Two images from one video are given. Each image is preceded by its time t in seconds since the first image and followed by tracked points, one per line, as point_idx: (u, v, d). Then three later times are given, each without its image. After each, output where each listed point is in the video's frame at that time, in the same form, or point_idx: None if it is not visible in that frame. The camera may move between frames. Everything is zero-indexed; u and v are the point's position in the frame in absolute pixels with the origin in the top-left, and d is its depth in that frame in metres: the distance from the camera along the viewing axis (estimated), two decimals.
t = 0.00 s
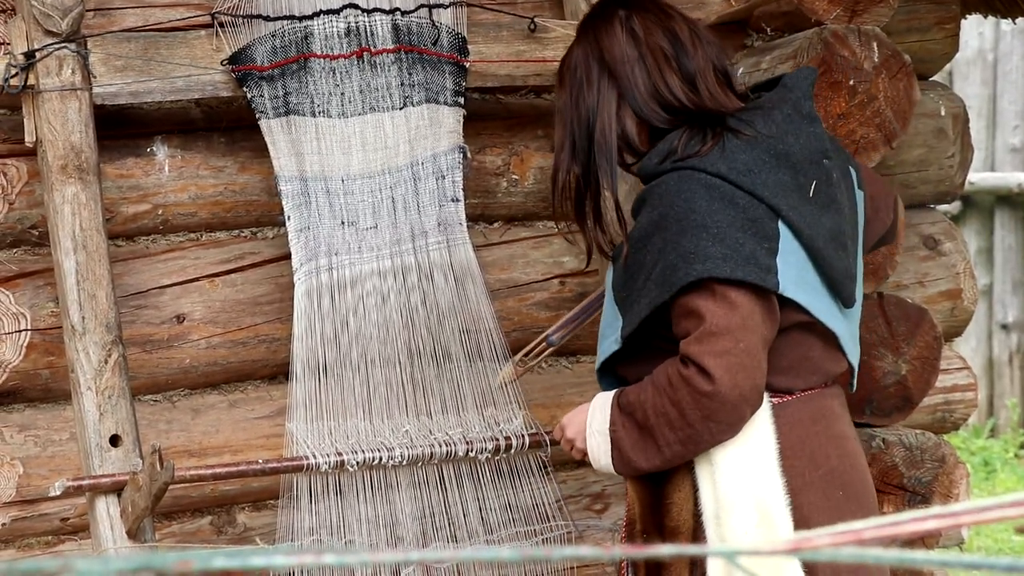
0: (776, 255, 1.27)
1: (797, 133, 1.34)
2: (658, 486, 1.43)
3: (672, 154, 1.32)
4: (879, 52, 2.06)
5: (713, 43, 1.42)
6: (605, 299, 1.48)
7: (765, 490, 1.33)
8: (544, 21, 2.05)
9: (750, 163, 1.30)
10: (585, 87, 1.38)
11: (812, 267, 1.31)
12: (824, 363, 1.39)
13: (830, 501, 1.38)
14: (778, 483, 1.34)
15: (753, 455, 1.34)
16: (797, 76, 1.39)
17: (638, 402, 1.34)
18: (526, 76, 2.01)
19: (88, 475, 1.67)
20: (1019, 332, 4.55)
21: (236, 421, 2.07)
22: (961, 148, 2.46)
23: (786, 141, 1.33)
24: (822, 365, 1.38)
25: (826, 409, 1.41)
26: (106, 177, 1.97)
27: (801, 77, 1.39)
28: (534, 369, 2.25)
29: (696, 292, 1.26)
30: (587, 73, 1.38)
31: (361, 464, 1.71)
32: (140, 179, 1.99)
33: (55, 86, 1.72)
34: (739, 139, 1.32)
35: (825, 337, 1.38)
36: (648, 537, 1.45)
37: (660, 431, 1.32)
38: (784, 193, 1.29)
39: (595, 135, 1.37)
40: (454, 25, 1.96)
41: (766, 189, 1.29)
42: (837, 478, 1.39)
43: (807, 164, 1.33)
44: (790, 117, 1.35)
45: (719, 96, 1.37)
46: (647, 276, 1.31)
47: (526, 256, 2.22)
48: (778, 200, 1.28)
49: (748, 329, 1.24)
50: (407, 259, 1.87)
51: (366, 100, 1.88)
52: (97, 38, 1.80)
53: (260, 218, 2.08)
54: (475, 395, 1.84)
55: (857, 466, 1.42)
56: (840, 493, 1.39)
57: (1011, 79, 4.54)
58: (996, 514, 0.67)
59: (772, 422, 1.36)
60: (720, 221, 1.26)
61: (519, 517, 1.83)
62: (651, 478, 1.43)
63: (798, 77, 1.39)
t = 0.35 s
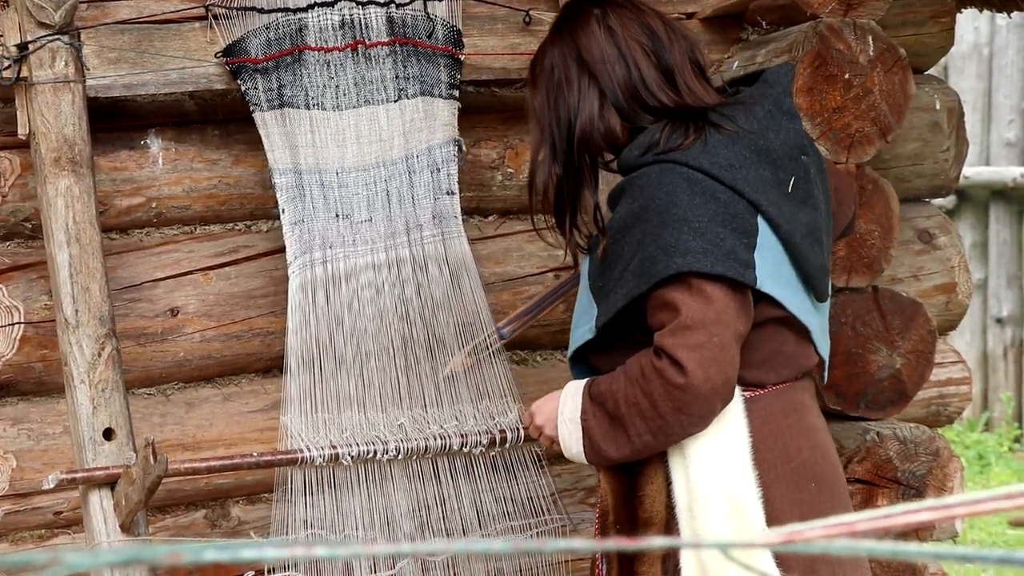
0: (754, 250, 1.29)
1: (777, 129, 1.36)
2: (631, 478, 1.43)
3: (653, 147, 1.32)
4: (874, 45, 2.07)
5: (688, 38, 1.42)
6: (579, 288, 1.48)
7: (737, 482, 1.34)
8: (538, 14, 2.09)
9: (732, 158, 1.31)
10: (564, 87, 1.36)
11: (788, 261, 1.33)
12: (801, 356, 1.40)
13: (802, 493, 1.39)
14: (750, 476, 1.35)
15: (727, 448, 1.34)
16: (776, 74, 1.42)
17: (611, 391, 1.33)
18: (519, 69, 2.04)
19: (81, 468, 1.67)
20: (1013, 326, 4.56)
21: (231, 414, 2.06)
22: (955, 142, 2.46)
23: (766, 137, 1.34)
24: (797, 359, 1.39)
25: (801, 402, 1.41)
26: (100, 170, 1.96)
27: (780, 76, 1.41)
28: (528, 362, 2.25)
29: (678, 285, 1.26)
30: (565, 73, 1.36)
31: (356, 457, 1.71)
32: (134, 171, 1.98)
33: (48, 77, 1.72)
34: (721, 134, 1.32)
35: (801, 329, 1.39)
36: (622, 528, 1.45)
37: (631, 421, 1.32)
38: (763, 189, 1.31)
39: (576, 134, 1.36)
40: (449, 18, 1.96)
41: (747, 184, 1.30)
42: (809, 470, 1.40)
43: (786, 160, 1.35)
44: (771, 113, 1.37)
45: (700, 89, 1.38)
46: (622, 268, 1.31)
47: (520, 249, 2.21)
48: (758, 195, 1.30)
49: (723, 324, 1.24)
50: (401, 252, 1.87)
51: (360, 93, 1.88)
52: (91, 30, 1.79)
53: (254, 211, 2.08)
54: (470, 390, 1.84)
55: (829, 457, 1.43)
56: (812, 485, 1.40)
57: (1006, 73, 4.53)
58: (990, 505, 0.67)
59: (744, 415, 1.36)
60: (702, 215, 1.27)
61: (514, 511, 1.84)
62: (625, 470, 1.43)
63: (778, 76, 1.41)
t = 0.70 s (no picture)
0: (731, 245, 1.29)
1: (749, 123, 1.37)
2: (613, 474, 1.43)
3: (628, 144, 1.32)
4: (866, 38, 2.07)
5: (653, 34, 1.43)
6: (554, 285, 1.48)
7: (720, 476, 1.34)
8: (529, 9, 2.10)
9: (706, 154, 1.31)
10: (539, 89, 1.34)
11: (763, 254, 1.34)
12: (775, 347, 1.41)
13: (784, 483, 1.40)
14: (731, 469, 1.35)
15: (708, 442, 1.34)
16: (746, 68, 1.42)
17: (595, 388, 1.33)
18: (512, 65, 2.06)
19: (75, 465, 1.67)
20: (1008, 318, 4.56)
21: (224, 411, 2.07)
22: (948, 135, 2.46)
23: (738, 132, 1.35)
24: (770, 351, 1.41)
25: (776, 393, 1.42)
26: (92, 166, 1.96)
27: (750, 69, 1.42)
28: (522, 357, 2.26)
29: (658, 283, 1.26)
30: (540, 74, 1.34)
31: (350, 453, 1.71)
32: (126, 168, 1.98)
33: (40, 75, 1.71)
34: (694, 129, 1.33)
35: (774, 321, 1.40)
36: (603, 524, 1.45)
37: (616, 418, 1.32)
38: (738, 184, 1.32)
39: (552, 138, 1.35)
40: (441, 13, 1.95)
41: (722, 179, 1.30)
42: (788, 460, 1.42)
43: (758, 154, 1.35)
44: (742, 108, 1.37)
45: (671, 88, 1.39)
46: (601, 267, 1.32)
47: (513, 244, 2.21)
48: (734, 190, 1.31)
49: (705, 319, 1.25)
50: (395, 248, 1.87)
51: (353, 88, 1.87)
52: (82, 27, 1.79)
53: (246, 208, 2.08)
54: (465, 386, 1.85)
55: (806, 446, 1.45)
56: (793, 475, 1.41)
57: (1000, 65, 4.50)
58: (981, 500, 0.67)
59: (725, 409, 1.37)
60: (679, 212, 1.27)
61: (509, 506, 1.84)
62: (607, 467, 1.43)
63: (748, 69, 1.41)
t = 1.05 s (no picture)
0: (714, 241, 1.30)
1: (729, 119, 1.38)
2: (598, 469, 1.43)
3: (610, 143, 1.33)
4: (862, 32, 2.09)
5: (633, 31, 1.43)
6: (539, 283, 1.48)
7: (705, 469, 1.35)
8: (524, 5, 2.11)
9: (688, 151, 1.32)
10: (527, 90, 1.33)
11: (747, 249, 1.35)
12: (761, 340, 1.42)
13: (768, 475, 1.40)
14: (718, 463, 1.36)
15: (694, 436, 1.35)
16: (726, 63, 1.43)
17: (579, 386, 1.34)
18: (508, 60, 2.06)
19: (71, 461, 1.67)
20: (1006, 313, 4.57)
21: (221, 406, 2.07)
22: (944, 129, 2.46)
23: (719, 128, 1.36)
24: (755, 344, 1.41)
25: (760, 385, 1.42)
26: (88, 162, 1.95)
27: (730, 64, 1.42)
28: (518, 352, 2.26)
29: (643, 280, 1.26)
30: (527, 75, 1.33)
31: (345, 448, 1.71)
32: (123, 163, 1.97)
33: (35, 70, 1.71)
34: (675, 126, 1.34)
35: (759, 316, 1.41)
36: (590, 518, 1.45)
37: (601, 416, 1.32)
38: (719, 179, 1.33)
39: (543, 139, 1.34)
40: (436, 8, 1.96)
41: (704, 176, 1.31)
42: (774, 452, 1.41)
43: (740, 149, 1.36)
44: (723, 103, 1.38)
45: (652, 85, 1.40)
46: (585, 265, 1.32)
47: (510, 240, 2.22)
48: (716, 186, 1.32)
49: (688, 315, 1.25)
50: (391, 243, 1.87)
51: (348, 84, 1.88)
52: (78, 22, 1.77)
53: (243, 203, 2.08)
54: (461, 382, 1.85)
55: (794, 440, 1.44)
56: (778, 467, 1.41)
57: (997, 59, 4.49)
58: (974, 492, 0.67)
59: (710, 403, 1.37)
60: (662, 209, 1.28)
61: (505, 500, 1.84)
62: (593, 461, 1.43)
63: (727, 65, 1.42)
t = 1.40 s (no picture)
0: (705, 237, 1.31)
1: (716, 115, 1.39)
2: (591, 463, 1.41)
3: (599, 141, 1.33)
4: (864, 28, 2.09)
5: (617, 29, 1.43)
6: (529, 282, 1.49)
7: (698, 461, 1.35)
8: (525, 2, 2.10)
9: (676, 147, 1.33)
10: (522, 88, 1.33)
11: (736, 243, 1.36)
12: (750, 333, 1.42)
13: (761, 467, 1.40)
14: (708, 454, 1.36)
15: (683, 428, 1.35)
16: (708, 62, 1.44)
17: (570, 381, 1.34)
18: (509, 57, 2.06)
19: (74, 459, 1.67)
20: (1009, 309, 4.56)
21: (223, 404, 2.07)
22: (946, 125, 2.45)
23: (706, 123, 1.37)
24: (745, 338, 1.41)
25: (751, 378, 1.43)
26: (90, 161, 1.96)
27: (713, 61, 1.44)
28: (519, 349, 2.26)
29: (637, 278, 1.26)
30: (523, 73, 1.32)
31: (346, 446, 1.69)
32: (124, 162, 1.98)
33: (37, 69, 1.71)
34: (663, 122, 1.34)
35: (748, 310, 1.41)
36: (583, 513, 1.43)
37: (593, 411, 1.32)
38: (708, 175, 1.33)
39: (538, 137, 1.34)
40: (437, 5, 1.95)
41: (694, 171, 1.32)
42: (766, 444, 1.42)
43: (726, 145, 1.37)
44: (709, 99, 1.39)
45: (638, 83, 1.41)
46: (576, 263, 1.32)
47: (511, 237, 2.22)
48: (705, 181, 1.32)
49: (678, 311, 1.25)
50: (392, 241, 1.87)
51: (349, 82, 1.87)
52: (79, 20, 1.78)
53: (244, 201, 2.09)
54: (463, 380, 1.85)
55: (784, 432, 1.45)
56: (770, 459, 1.42)
57: (999, 55, 4.48)
58: (972, 488, 0.67)
59: (699, 396, 1.37)
60: (653, 206, 1.28)
61: (507, 497, 1.84)
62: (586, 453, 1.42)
63: (711, 62, 1.44)
